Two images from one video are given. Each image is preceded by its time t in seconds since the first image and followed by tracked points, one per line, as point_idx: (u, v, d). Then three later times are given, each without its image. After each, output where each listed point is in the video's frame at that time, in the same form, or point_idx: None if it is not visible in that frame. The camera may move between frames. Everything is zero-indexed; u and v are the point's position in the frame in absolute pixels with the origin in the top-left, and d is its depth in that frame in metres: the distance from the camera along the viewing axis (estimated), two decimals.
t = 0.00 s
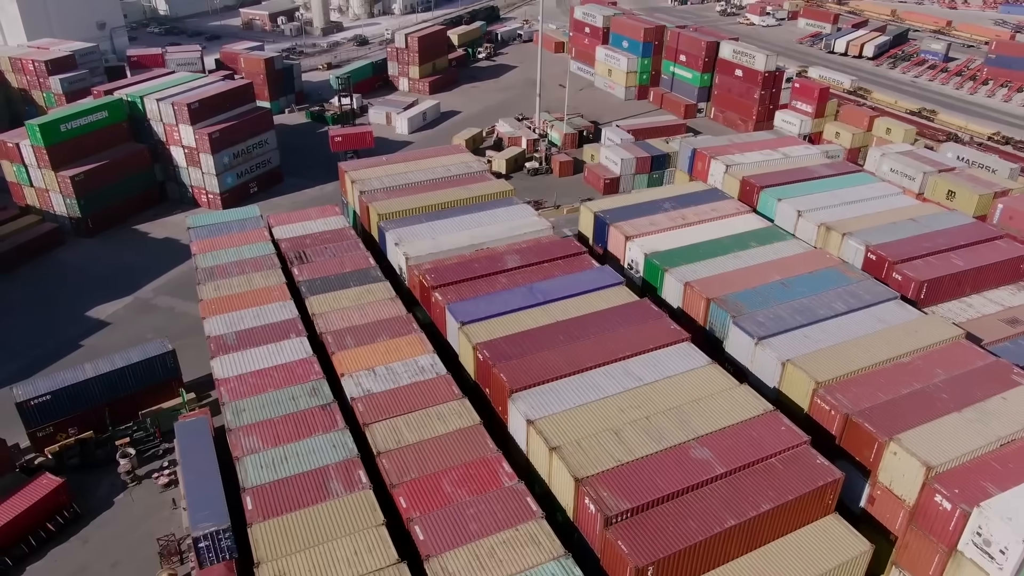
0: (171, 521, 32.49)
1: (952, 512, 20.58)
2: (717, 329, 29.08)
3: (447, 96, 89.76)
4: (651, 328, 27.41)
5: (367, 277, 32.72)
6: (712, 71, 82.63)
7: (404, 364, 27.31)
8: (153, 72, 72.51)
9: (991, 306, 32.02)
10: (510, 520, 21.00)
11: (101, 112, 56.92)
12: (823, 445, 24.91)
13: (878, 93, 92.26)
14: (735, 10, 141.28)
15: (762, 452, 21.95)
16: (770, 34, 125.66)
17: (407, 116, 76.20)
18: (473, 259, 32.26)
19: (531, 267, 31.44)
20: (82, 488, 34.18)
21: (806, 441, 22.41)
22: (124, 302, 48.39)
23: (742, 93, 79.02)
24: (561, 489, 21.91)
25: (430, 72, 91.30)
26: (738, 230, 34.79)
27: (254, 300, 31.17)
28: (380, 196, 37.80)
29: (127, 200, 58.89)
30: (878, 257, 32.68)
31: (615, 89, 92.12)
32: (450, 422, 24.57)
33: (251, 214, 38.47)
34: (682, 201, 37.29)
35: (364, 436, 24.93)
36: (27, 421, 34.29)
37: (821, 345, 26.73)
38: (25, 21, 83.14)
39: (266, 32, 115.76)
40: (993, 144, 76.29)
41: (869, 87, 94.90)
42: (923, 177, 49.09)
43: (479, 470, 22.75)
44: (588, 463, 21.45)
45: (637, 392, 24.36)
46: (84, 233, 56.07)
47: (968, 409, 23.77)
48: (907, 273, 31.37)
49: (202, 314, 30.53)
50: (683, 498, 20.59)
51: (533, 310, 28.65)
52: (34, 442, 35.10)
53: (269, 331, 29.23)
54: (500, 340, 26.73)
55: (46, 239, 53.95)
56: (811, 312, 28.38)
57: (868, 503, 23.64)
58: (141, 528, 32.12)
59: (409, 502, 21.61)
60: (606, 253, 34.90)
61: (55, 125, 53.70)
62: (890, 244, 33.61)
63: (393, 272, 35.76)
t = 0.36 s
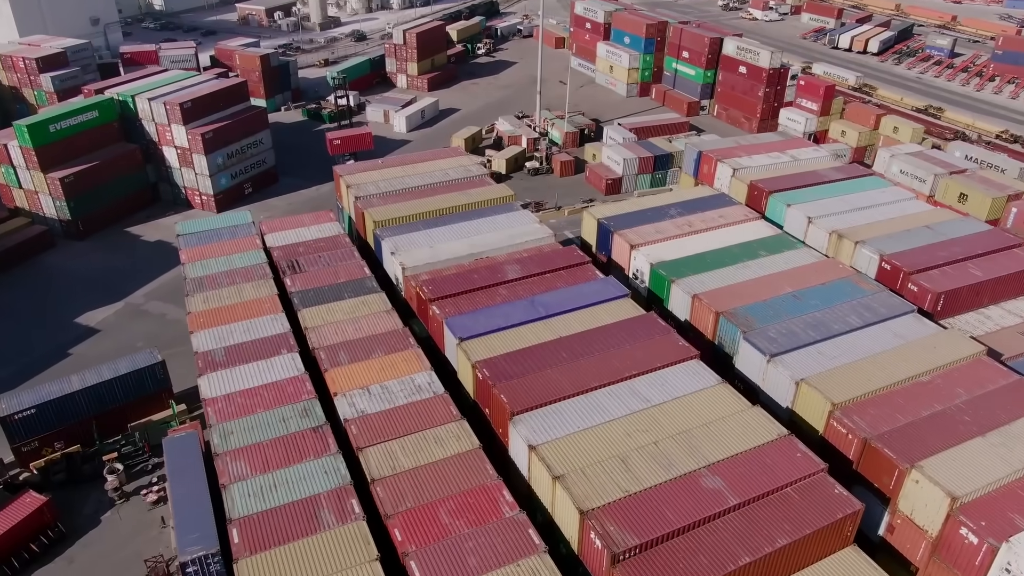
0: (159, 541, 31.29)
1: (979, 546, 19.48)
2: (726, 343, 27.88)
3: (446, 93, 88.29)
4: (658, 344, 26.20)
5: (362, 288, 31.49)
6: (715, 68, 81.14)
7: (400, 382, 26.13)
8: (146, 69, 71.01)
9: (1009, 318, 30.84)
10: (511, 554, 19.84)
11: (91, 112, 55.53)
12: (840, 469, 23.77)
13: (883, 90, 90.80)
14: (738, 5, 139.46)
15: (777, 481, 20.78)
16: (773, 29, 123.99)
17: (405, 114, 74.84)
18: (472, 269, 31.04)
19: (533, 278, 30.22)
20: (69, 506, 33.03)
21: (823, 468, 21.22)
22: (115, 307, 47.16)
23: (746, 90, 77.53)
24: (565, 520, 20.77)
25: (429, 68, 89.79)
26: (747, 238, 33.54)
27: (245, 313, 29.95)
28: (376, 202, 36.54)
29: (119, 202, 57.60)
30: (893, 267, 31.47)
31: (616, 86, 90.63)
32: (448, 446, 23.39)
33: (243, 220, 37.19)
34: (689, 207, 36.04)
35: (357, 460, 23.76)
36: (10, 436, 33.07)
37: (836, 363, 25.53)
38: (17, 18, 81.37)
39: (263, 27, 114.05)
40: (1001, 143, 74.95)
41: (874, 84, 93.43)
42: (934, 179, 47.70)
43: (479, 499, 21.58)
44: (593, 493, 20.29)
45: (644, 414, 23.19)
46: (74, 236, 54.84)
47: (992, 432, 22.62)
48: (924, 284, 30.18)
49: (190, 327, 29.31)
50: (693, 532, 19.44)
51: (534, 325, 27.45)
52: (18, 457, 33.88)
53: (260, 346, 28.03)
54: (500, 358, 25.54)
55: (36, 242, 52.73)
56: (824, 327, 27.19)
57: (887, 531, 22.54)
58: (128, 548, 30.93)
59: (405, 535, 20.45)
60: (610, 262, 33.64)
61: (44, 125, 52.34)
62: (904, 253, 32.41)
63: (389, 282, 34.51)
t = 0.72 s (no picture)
0: (146, 562, 30.01)
1: None
2: (737, 360, 26.67)
3: (445, 91, 86.85)
4: (666, 362, 25.02)
5: (357, 300, 30.30)
6: (718, 65, 79.64)
7: (395, 403, 24.94)
8: (139, 67, 69.52)
9: None
10: None
11: (81, 112, 54.22)
12: (857, 496, 22.61)
13: (889, 86, 89.40)
14: None
15: (794, 515, 19.59)
16: (777, 24, 122.32)
17: (403, 112, 73.35)
18: (471, 281, 29.82)
19: (534, 291, 29.02)
20: (53, 525, 31.73)
21: (842, 499, 20.07)
22: (104, 314, 45.96)
23: (750, 87, 76.07)
24: (570, 555, 19.58)
25: (427, 65, 88.30)
26: (757, 247, 32.32)
27: (234, 327, 28.72)
28: (371, 209, 35.27)
29: (111, 204, 56.32)
30: (909, 278, 30.27)
31: (618, 83, 89.16)
32: (445, 473, 22.22)
33: (234, 227, 35.93)
34: (695, 214, 34.79)
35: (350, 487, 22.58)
36: None
37: (853, 383, 24.34)
38: (9, 15, 79.48)
39: (259, 23, 112.38)
40: (1009, 141, 73.65)
41: (880, 80, 92.00)
42: (946, 182, 46.45)
43: (478, 532, 20.40)
44: (600, 529, 19.12)
45: (652, 440, 22.03)
46: (64, 239, 53.53)
47: (1019, 460, 21.47)
48: (941, 296, 28.98)
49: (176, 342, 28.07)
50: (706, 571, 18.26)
51: (536, 341, 26.26)
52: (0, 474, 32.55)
53: (249, 363, 26.83)
54: (500, 378, 24.35)
55: (25, 246, 51.49)
56: (839, 344, 26.01)
57: (908, 564, 21.41)
58: (115, 570, 29.65)
59: (399, 571, 19.28)
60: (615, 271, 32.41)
61: (32, 126, 51.05)
62: (920, 263, 31.18)
63: (385, 292, 33.29)
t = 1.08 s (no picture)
0: None
1: None
2: (747, 378, 25.60)
3: (444, 88, 85.58)
4: (673, 381, 23.96)
5: (351, 312, 29.21)
6: (722, 63, 78.29)
7: (390, 423, 23.89)
8: (132, 66, 68.22)
9: None
10: None
11: (71, 112, 53.02)
12: (874, 524, 21.58)
13: (894, 84, 88.16)
14: None
15: (810, 549, 18.55)
16: (780, 20, 120.90)
17: (401, 111, 72.12)
18: (471, 292, 28.75)
19: (535, 304, 27.95)
20: (38, 543, 30.10)
21: (860, 532, 19.01)
22: (94, 321, 44.86)
23: (754, 85, 74.74)
24: None
25: (426, 62, 87.01)
26: (766, 256, 31.24)
27: (224, 342, 27.65)
28: (367, 216, 34.20)
29: (102, 206, 55.15)
30: (924, 289, 29.18)
31: (619, 80, 87.86)
32: (443, 501, 21.18)
33: (226, 234, 34.84)
34: (701, 221, 33.74)
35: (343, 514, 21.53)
36: None
37: (869, 404, 23.28)
38: None
39: (256, 19, 110.91)
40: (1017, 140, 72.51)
41: (885, 77, 90.72)
42: (957, 185, 45.24)
43: (477, 565, 19.37)
44: (605, 564, 18.10)
45: (660, 466, 21.00)
46: (54, 242, 52.36)
47: None
48: (957, 309, 27.91)
49: (163, 358, 27.02)
50: None
51: (537, 358, 25.17)
52: None
53: (239, 380, 25.76)
54: (500, 398, 23.28)
55: (14, 250, 50.37)
56: (853, 361, 24.93)
57: None
58: None
59: None
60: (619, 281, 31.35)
61: (21, 127, 49.87)
62: (935, 273, 30.12)
63: (381, 303, 32.20)
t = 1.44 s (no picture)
0: None
1: None
2: (759, 399, 24.42)
3: (443, 86, 84.16)
4: (682, 405, 22.77)
5: (345, 328, 28.00)
6: (725, 60, 76.79)
7: (385, 449, 22.74)
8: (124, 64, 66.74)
9: None
10: None
11: (60, 113, 51.66)
12: (895, 558, 20.44)
13: (900, 81, 86.75)
14: None
15: None
16: (782, 15, 119.39)
17: (399, 110, 70.81)
18: (469, 307, 27.55)
19: (537, 320, 26.74)
20: (19, 566, 28.10)
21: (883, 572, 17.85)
22: (83, 329, 43.55)
23: (758, 83, 73.25)
24: None
25: (424, 59, 85.57)
26: (777, 268, 30.02)
27: (211, 360, 26.43)
28: (362, 224, 32.96)
29: (93, 209, 53.85)
30: (943, 304, 27.96)
31: (621, 77, 86.38)
32: (440, 536, 20.00)
33: (217, 244, 33.59)
34: (709, 230, 32.53)
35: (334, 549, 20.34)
36: None
37: (888, 429, 22.11)
38: None
39: (252, 14, 109.30)
40: None
41: (890, 75, 89.27)
42: (969, 189, 43.95)
43: None
44: None
45: (669, 498, 19.85)
46: (43, 247, 51.09)
47: None
48: (978, 326, 26.71)
49: (147, 378, 25.82)
50: None
51: (539, 380, 23.98)
52: None
53: (227, 402, 24.56)
54: (500, 424, 22.09)
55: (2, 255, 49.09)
56: (870, 383, 23.75)
57: None
58: None
59: None
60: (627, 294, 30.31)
61: (8, 128, 48.54)
62: (954, 286, 28.90)
63: (376, 316, 30.97)
